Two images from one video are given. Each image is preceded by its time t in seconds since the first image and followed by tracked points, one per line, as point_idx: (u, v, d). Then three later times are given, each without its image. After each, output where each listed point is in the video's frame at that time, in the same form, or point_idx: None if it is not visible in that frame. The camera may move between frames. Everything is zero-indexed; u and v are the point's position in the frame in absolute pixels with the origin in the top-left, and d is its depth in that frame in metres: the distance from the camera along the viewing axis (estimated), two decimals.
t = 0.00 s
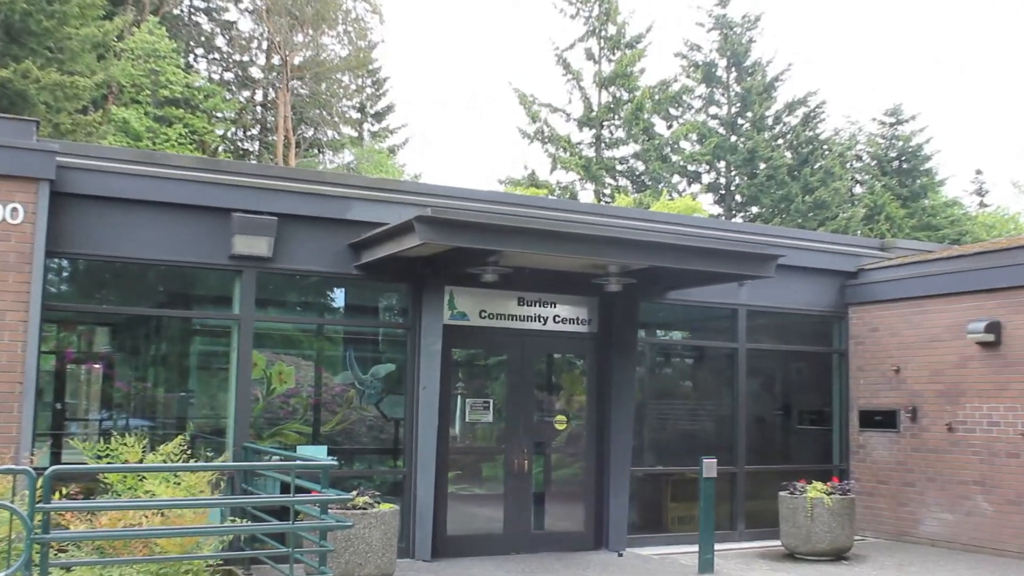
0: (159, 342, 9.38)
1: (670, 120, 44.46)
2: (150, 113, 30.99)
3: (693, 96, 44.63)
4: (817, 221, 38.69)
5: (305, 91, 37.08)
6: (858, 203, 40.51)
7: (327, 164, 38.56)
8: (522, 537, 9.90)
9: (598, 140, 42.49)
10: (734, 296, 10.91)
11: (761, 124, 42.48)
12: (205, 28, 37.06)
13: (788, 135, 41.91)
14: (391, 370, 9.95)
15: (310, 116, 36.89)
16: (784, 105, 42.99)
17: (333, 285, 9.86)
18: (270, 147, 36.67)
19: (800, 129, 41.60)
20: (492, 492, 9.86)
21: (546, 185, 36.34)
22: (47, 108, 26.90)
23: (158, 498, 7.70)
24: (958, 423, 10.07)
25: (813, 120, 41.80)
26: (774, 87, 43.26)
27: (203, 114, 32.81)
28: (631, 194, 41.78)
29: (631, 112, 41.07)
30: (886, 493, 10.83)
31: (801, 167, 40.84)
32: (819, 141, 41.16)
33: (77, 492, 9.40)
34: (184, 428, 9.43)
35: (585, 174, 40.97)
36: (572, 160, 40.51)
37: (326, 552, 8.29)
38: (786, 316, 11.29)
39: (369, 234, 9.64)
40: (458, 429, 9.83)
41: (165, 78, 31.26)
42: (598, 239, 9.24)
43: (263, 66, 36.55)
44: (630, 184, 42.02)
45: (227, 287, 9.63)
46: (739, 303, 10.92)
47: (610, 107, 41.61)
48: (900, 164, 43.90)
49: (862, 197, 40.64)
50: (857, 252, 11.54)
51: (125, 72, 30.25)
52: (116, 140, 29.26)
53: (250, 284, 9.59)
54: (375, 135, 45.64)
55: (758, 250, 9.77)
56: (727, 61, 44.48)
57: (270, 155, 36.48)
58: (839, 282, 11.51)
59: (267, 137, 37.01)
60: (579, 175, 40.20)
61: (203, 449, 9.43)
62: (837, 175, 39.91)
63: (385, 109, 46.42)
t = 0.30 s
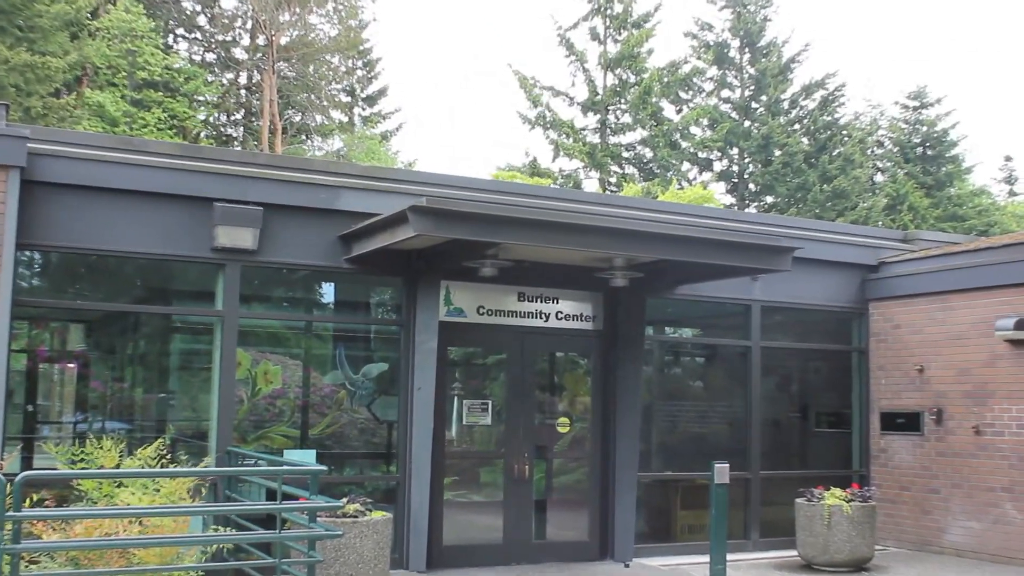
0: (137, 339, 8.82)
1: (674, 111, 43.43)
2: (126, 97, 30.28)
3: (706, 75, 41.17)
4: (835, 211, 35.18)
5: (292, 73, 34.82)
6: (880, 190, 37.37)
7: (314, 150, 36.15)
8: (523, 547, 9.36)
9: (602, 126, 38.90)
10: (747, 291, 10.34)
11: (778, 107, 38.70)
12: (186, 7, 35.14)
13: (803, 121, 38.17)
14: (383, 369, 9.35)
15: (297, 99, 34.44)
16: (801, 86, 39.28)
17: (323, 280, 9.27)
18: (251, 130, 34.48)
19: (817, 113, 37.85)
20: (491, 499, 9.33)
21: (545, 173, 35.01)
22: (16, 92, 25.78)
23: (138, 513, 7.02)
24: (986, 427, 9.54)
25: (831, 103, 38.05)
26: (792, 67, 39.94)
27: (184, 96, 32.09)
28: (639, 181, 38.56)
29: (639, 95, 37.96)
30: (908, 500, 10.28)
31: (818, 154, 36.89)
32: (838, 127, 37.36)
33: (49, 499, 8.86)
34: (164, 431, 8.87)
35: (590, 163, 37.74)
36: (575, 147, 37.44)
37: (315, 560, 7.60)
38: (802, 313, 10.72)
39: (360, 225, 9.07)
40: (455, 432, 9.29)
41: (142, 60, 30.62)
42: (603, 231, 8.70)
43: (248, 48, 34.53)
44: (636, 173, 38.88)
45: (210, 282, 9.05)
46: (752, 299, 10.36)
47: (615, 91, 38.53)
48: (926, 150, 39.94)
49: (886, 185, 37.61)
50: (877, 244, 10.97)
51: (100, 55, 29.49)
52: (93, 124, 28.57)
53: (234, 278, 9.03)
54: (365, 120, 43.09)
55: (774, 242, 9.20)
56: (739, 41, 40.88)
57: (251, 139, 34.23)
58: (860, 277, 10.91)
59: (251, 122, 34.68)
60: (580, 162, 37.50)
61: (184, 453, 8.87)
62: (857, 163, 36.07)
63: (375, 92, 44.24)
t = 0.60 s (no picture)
0: (115, 342, 8.31)
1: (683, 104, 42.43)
2: (103, 85, 29.64)
3: (718, 64, 39.46)
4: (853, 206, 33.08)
5: (279, 61, 33.11)
6: (901, 185, 35.80)
7: (299, 141, 34.76)
8: (524, 562, 8.87)
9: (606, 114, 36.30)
10: (760, 292, 9.84)
11: (790, 96, 37.14)
12: None
13: (822, 110, 36.46)
14: (375, 374, 8.83)
15: (284, 88, 33.00)
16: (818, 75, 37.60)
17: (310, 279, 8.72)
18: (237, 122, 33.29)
19: (836, 103, 35.86)
20: (489, 512, 8.85)
21: (546, 166, 33.04)
22: None
23: (130, 524, 6.20)
24: (1016, 435, 9.03)
25: (847, 94, 36.28)
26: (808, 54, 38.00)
27: (164, 85, 31.29)
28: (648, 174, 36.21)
29: (646, 84, 35.13)
30: (932, 512, 9.75)
31: (836, 146, 34.84)
32: (858, 117, 35.35)
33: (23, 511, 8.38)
34: (143, 440, 8.36)
35: (594, 155, 35.15)
36: (580, 138, 34.73)
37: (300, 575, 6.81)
38: (819, 314, 10.20)
39: (351, 222, 8.56)
40: (452, 441, 8.82)
41: (120, 47, 29.91)
42: (609, 228, 8.20)
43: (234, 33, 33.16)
44: (642, 164, 36.17)
45: (192, 281, 8.54)
46: (765, 299, 9.86)
47: (622, 78, 36.01)
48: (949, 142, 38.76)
49: (906, 179, 35.99)
50: (900, 243, 10.43)
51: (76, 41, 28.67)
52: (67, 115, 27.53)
53: (217, 278, 8.50)
54: (357, 109, 41.84)
55: (790, 239, 8.69)
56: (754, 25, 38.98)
57: (234, 129, 33.01)
58: (878, 276, 10.41)
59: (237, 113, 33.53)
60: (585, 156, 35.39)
61: (165, 464, 8.36)
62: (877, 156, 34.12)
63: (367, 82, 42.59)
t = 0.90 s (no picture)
0: (85, 345, 7.71)
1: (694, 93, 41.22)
2: (72, 70, 25.45)
3: (733, 46, 36.56)
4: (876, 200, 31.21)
5: (262, 43, 29.98)
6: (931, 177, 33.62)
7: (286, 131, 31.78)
8: None
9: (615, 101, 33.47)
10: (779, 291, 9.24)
11: (813, 81, 35.13)
12: None
13: (844, 97, 34.33)
14: (366, 379, 8.22)
15: (267, 73, 30.09)
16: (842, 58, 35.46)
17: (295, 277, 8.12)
18: (218, 109, 30.28)
19: (861, 89, 33.68)
20: (487, 528, 8.28)
21: (552, 156, 30.36)
22: None
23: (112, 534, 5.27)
24: None
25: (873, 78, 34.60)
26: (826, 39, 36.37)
27: (140, 70, 27.18)
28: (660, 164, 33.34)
29: (655, 69, 32.39)
30: (964, 530, 9.06)
31: (860, 134, 32.91)
32: (884, 104, 33.24)
33: None
34: (116, 451, 7.75)
35: (601, 144, 32.18)
36: (586, 126, 31.89)
37: None
38: (838, 315, 9.61)
39: (338, 216, 7.96)
40: (447, 451, 8.24)
41: (89, 27, 25.76)
42: (616, 223, 7.62)
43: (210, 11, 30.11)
44: (652, 154, 33.19)
45: (168, 280, 7.93)
46: (783, 299, 9.25)
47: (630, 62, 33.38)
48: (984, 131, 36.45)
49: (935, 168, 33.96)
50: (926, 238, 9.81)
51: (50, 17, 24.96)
52: (36, 101, 23.98)
53: (195, 276, 7.88)
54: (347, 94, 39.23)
55: (811, 235, 8.10)
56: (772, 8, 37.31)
57: (216, 118, 30.08)
58: (904, 275, 9.79)
59: (214, 99, 30.41)
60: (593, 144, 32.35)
61: (139, 476, 7.76)
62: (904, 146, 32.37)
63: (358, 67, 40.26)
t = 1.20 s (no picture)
0: (48, 349, 7.09)
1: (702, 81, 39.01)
2: (35, 52, 24.60)
3: (750, 28, 34.10)
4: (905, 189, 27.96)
5: (241, 22, 28.17)
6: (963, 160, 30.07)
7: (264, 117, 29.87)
8: None
9: (621, 84, 31.04)
10: (801, 290, 8.62)
11: (837, 62, 32.13)
12: None
13: (871, 79, 31.36)
14: (353, 385, 7.60)
15: (245, 52, 27.98)
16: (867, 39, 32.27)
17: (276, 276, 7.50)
18: (190, 93, 28.37)
19: (890, 72, 30.69)
20: (484, 547, 7.66)
21: (552, 145, 27.63)
22: None
23: (72, 566, 4.34)
24: None
25: (902, 60, 31.37)
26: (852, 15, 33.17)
27: (107, 50, 26.08)
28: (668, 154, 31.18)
29: (667, 48, 30.34)
30: (1002, 552, 8.37)
31: (887, 121, 29.81)
32: (915, 87, 30.22)
33: None
34: (81, 463, 7.14)
35: (607, 133, 29.80)
36: (592, 111, 29.31)
37: None
38: (863, 316, 8.98)
39: (323, 209, 7.34)
40: (441, 464, 7.62)
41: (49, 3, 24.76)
42: (625, 216, 7.01)
43: None
44: (665, 143, 30.90)
45: (140, 278, 7.30)
46: (805, 299, 8.64)
47: (638, 41, 30.99)
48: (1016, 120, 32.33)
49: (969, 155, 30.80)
50: (960, 232, 9.17)
51: None
52: None
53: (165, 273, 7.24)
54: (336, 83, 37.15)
55: (835, 230, 7.48)
56: None
57: (189, 101, 28.00)
58: (934, 272, 9.15)
59: (189, 82, 28.51)
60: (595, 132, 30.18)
61: (105, 491, 7.15)
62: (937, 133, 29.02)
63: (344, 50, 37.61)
